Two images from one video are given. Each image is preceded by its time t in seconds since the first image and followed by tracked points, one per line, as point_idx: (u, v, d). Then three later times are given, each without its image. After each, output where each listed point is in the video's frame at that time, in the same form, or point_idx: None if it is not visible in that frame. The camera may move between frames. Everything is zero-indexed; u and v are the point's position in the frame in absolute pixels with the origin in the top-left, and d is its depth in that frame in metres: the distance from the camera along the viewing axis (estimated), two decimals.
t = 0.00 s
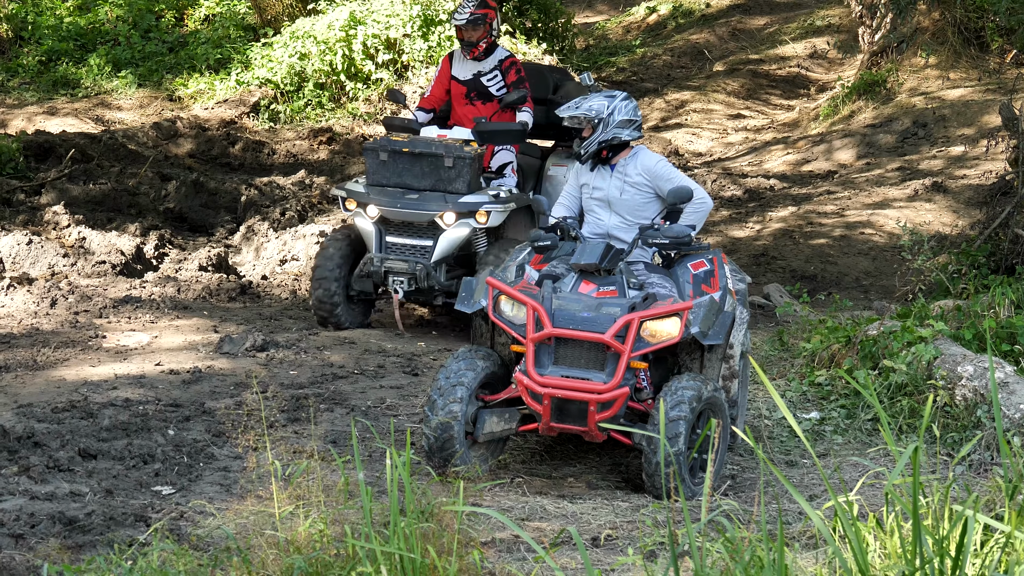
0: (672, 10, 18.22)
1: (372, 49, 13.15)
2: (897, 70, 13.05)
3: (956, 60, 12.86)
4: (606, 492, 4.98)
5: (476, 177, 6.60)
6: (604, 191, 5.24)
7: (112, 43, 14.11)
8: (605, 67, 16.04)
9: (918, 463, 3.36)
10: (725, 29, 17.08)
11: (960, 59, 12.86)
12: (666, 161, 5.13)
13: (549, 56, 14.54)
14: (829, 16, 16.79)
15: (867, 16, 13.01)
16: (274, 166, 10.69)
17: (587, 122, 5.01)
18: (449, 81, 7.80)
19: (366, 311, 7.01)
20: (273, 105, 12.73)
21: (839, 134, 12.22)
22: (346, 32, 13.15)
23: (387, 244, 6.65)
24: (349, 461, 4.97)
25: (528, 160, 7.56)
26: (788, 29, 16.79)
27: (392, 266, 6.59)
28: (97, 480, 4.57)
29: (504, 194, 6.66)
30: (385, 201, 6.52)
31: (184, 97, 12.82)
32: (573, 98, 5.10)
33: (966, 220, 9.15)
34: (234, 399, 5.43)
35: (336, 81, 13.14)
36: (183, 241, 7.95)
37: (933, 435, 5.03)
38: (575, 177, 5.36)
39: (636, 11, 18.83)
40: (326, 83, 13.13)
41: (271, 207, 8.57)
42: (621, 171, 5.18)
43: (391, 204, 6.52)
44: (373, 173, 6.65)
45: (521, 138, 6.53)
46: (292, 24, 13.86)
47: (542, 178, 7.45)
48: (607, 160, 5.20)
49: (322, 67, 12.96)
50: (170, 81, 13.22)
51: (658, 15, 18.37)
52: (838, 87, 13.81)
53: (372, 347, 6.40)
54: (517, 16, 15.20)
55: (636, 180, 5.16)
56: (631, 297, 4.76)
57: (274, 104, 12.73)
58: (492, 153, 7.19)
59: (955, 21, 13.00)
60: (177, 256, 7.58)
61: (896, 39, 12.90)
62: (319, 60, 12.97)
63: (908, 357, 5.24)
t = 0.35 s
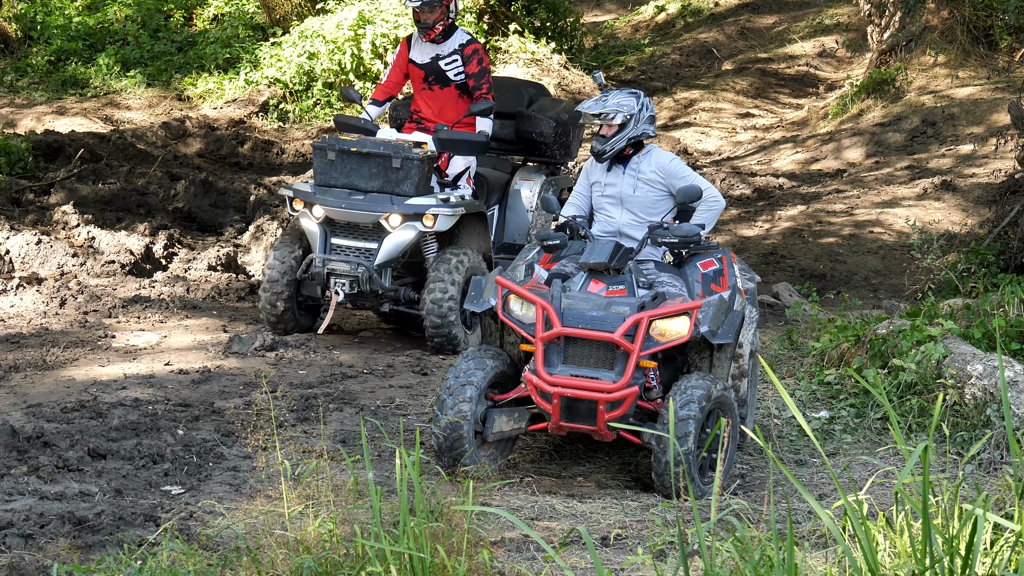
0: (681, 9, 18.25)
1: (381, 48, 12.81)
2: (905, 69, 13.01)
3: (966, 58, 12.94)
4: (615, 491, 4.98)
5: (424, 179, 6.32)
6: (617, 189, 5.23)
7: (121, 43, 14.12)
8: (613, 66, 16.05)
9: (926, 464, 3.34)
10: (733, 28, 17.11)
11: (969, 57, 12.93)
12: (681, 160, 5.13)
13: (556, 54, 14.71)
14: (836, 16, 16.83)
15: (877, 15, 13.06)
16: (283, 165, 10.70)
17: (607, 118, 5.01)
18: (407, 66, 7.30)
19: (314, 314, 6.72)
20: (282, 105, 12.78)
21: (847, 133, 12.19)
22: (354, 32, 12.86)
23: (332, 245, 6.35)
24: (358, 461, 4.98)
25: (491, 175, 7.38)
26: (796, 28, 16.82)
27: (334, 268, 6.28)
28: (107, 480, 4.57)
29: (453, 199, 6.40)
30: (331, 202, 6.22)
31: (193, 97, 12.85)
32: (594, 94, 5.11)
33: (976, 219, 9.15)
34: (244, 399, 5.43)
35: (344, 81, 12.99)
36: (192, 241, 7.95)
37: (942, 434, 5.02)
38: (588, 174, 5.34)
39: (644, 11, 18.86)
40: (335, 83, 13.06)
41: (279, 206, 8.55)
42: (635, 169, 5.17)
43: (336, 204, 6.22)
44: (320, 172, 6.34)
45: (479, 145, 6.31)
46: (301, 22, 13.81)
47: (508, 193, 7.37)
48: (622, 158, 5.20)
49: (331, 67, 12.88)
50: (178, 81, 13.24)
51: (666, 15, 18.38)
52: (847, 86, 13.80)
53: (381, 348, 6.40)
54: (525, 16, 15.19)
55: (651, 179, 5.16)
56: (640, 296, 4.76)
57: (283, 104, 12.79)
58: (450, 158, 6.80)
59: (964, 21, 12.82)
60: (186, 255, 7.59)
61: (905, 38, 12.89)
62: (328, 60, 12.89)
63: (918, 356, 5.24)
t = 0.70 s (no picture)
0: (691, 12, 18.15)
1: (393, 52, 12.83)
2: (916, 71, 12.93)
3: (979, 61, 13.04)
4: (626, 495, 4.98)
5: (408, 182, 6.01)
6: (627, 193, 5.23)
7: (131, 47, 14.12)
8: (623, 70, 16.06)
9: (939, 466, 3.28)
10: (743, 31, 17.09)
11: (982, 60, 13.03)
12: (690, 163, 5.12)
13: (566, 58, 14.77)
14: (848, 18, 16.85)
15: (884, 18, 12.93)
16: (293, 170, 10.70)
17: (620, 122, 5.00)
18: (386, 57, 6.98)
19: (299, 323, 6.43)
20: (293, 109, 12.72)
21: (858, 135, 12.19)
22: (365, 36, 12.93)
23: (315, 251, 6.02)
24: (370, 464, 4.98)
25: (476, 179, 7.22)
26: (807, 31, 16.82)
27: (317, 274, 5.96)
28: (118, 484, 4.57)
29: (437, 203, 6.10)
30: (313, 207, 5.90)
31: (204, 101, 12.84)
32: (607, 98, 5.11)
33: (987, 222, 9.15)
34: (255, 403, 5.44)
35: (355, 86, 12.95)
36: (201, 246, 7.96)
37: (953, 437, 5.02)
38: (599, 177, 5.34)
39: (654, 13, 18.81)
40: (345, 87, 12.97)
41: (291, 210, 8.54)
42: (645, 173, 5.17)
43: (318, 209, 5.91)
44: (301, 178, 6.03)
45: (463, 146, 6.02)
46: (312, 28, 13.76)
47: (493, 198, 7.20)
48: (633, 161, 5.20)
49: (341, 71, 12.81)
50: (188, 85, 13.23)
51: (676, 18, 18.37)
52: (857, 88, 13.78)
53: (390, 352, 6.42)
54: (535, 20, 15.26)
55: (661, 183, 5.16)
56: (651, 299, 4.76)
57: (293, 108, 12.72)
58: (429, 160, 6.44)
59: (975, 23, 13.07)
60: (196, 260, 7.59)
61: (915, 41, 12.83)
62: (338, 64, 12.86)
63: (929, 358, 5.24)
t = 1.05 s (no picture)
0: (687, 39, 18.63)
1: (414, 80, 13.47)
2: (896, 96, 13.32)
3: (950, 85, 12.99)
4: (628, 488, 5.40)
5: (423, 197, 6.40)
6: (628, 209, 5.63)
7: (169, 74, 14.47)
8: (624, 93, 16.62)
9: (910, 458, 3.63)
10: (737, 57, 17.51)
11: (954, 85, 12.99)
12: (687, 181, 5.50)
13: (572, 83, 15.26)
14: (831, 47, 16.94)
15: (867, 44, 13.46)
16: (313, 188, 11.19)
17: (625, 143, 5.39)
18: (391, 72, 7.26)
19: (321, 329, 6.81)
20: (317, 131, 13.00)
21: (842, 154, 12.58)
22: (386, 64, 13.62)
23: (336, 260, 6.44)
24: (391, 460, 5.38)
25: (487, 201, 7.63)
26: (793, 58, 16.96)
27: (339, 281, 6.34)
28: (158, 479, 4.97)
29: (450, 216, 6.50)
30: (334, 218, 6.29)
31: (234, 124, 13.16)
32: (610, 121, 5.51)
33: (962, 234, 9.46)
34: (284, 403, 5.85)
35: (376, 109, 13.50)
36: (233, 258, 8.44)
37: (930, 434, 5.41)
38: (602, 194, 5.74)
39: (653, 41, 19.07)
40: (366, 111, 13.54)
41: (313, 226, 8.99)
42: (644, 190, 5.58)
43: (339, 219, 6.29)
44: (324, 191, 6.42)
45: (476, 167, 6.35)
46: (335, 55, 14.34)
47: (501, 217, 7.58)
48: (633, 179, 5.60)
49: (363, 95, 13.39)
50: (221, 108, 13.58)
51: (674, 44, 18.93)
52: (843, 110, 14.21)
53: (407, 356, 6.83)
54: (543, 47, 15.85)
55: (659, 199, 5.55)
56: (651, 306, 5.16)
57: (318, 130, 13.01)
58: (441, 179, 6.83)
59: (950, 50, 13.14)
60: (228, 271, 8.06)
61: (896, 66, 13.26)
62: (360, 89, 13.44)
63: (908, 361, 5.65)
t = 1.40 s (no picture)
0: (630, 128, 22.78)
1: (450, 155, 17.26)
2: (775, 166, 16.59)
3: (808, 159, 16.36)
4: (588, 434, 7.92)
5: (445, 235, 8.91)
6: (590, 245, 8.25)
7: (274, 153, 18.84)
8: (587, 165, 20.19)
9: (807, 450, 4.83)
10: (661, 141, 21.45)
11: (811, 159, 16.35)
12: (630, 227, 8.12)
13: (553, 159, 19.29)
14: (727, 133, 21.02)
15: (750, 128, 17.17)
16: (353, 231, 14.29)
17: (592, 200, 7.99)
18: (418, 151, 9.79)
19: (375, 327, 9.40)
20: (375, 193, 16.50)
21: (738, 208, 15.58)
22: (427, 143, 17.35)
23: (385, 278, 8.94)
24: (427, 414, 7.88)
25: (488, 239, 10.00)
26: (701, 143, 20.85)
27: (387, 293, 8.87)
28: (267, 429, 7.41)
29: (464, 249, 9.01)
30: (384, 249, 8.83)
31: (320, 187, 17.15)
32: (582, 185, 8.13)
33: (820, 260, 12.17)
34: (353, 376, 8.43)
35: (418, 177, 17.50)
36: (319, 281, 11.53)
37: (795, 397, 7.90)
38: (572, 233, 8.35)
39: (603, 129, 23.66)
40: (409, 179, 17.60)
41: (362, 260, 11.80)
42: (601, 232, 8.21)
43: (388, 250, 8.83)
44: (377, 232, 8.99)
45: (481, 215, 8.91)
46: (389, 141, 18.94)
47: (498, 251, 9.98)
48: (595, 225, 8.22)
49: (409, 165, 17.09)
50: (312, 176, 17.80)
51: (619, 132, 22.90)
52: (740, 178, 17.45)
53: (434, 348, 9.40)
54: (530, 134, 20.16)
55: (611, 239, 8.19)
56: (605, 311, 7.64)
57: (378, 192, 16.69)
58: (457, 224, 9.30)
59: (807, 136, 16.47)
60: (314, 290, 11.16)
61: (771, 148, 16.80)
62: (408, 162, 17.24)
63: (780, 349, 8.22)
